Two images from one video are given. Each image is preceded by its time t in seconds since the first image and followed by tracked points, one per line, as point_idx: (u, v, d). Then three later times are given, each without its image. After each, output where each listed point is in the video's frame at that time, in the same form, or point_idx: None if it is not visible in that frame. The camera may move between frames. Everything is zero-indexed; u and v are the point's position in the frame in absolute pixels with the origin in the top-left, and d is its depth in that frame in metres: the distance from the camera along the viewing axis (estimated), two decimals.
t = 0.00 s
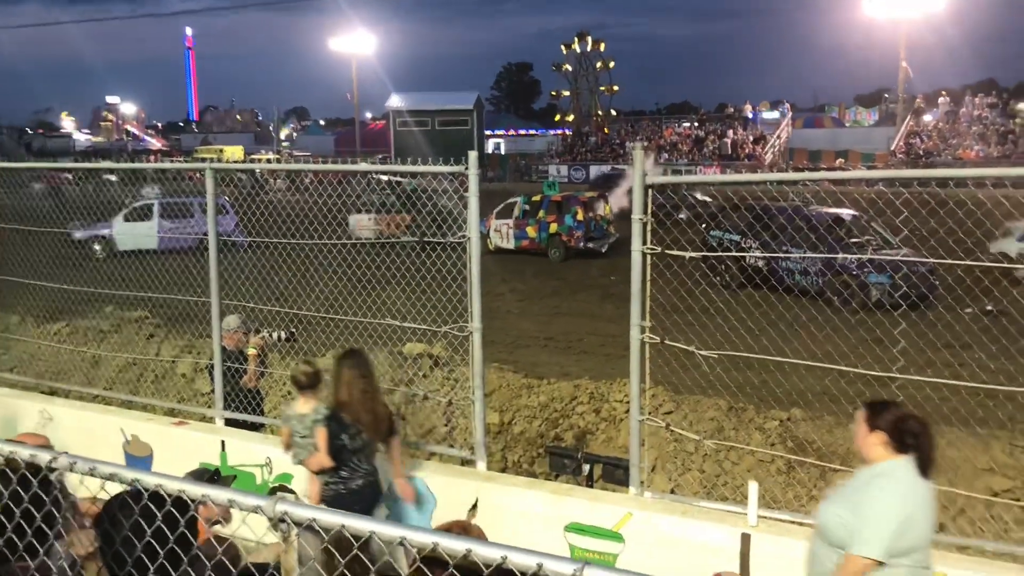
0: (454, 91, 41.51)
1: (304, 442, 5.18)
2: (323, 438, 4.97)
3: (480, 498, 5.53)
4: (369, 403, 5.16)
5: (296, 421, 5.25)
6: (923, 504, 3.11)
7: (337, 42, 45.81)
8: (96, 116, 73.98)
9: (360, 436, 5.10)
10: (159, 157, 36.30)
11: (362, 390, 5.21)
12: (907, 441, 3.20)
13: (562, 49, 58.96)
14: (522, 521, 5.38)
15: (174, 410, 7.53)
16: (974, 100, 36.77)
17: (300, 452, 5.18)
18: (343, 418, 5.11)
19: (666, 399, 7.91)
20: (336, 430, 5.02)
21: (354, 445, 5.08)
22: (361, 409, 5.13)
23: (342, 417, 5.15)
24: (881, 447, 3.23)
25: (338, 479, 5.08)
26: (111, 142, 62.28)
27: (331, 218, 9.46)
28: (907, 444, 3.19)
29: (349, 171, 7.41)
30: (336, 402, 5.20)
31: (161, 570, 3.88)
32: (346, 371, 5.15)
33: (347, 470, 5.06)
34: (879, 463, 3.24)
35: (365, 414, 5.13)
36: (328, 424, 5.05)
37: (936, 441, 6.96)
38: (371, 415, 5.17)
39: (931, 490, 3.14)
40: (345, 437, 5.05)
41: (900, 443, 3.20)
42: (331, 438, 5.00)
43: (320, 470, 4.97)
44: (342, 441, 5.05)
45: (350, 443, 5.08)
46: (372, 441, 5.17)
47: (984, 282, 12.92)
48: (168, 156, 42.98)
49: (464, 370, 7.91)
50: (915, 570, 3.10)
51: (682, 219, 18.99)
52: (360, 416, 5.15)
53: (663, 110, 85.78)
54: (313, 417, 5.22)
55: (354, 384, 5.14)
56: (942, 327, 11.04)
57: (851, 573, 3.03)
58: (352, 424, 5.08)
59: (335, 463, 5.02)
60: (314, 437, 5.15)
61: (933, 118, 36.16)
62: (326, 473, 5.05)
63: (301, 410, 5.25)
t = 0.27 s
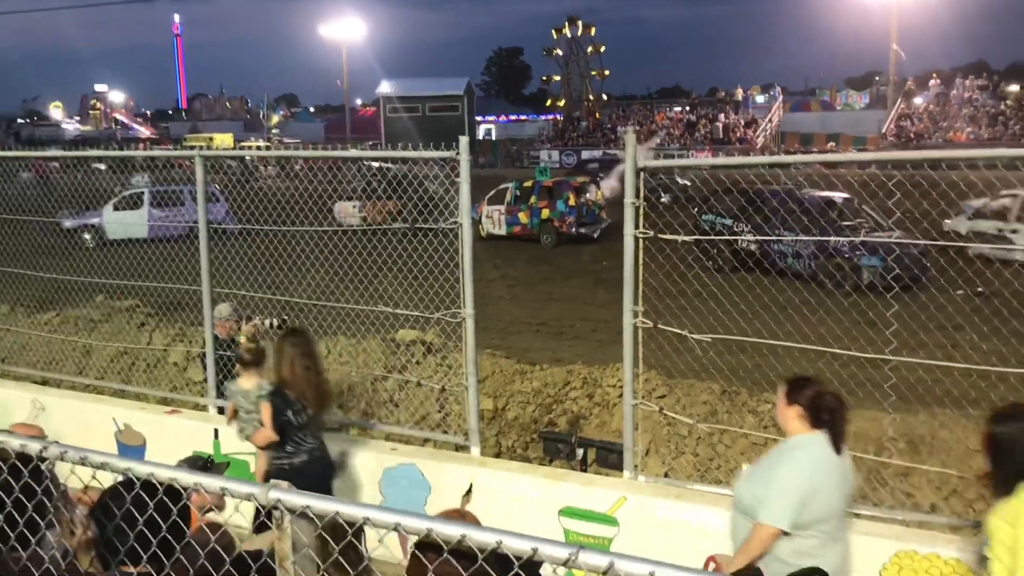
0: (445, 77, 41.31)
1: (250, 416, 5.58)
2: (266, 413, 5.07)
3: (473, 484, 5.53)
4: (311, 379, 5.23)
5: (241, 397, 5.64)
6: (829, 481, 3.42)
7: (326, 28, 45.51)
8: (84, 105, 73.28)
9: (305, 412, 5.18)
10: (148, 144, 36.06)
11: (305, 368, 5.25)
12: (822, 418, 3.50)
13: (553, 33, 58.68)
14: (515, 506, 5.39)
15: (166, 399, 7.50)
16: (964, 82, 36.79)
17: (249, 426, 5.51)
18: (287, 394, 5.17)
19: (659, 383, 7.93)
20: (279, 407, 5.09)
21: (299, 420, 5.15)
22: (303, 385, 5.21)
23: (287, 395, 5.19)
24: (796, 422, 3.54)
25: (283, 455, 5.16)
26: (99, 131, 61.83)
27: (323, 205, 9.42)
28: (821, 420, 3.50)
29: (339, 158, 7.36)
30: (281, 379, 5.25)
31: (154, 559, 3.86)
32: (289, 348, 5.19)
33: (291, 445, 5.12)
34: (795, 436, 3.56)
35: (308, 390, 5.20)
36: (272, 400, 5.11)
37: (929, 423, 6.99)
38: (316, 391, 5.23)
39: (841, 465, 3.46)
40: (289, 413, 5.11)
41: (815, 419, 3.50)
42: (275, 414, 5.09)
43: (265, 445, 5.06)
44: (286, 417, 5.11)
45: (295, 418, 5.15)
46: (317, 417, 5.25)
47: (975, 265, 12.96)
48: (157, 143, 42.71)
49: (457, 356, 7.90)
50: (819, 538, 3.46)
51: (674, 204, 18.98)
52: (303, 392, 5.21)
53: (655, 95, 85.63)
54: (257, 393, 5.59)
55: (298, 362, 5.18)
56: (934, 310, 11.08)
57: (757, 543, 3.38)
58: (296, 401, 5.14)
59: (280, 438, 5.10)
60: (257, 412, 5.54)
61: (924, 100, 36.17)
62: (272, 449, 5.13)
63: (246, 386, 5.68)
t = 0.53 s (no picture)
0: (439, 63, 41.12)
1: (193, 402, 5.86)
2: (208, 398, 5.25)
3: (471, 470, 5.54)
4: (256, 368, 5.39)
5: (184, 384, 5.89)
6: (767, 441, 3.57)
7: (319, 15, 45.23)
8: (76, 94, 72.85)
9: (246, 399, 5.36)
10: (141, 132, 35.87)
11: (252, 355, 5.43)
12: (751, 386, 3.65)
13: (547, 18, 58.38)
14: (514, 492, 5.41)
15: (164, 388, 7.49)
16: (959, 64, 36.73)
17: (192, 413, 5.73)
18: (229, 382, 5.36)
19: (655, 368, 7.94)
20: (220, 394, 5.27)
21: (240, 407, 5.33)
22: (245, 374, 5.38)
23: (229, 382, 5.39)
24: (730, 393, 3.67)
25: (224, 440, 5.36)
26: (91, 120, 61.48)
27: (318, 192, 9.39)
28: (751, 388, 3.65)
29: (334, 145, 7.33)
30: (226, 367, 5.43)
31: (154, 549, 3.86)
32: (234, 336, 5.39)
33: (232, 431, 5.32)
34: (726, 406, 3.68)
35: (250, 379, 5.37)
36: (214, 388, 5.30)
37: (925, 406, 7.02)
38: (259, 380, 5.40)
39: (775, 427, 3.61)
40: (231, 400, 5.31)
41: (745, 387, 3.65)
42: (216, 402, 5.27)
43: (207, 431, 5.28)
44: (228, 404, 5.29)
45: (237, 405, 5.33)
46: (259, 404, 5.44)
47: (971, 247, 12.98)
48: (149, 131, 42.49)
49: (455, 343, 7.88)
50: (760, 497, 3.61)
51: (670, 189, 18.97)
52: (245, 380, 5.38)
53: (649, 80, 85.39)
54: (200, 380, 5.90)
55: (243, 350, 5.37)
56: (930, 292, 11.10)
57: (719, 513, 3.43)
58: (238, 388, 5.32)
59: (221, 425, 5.30)
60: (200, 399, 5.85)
61: (919, 83, 36.11)
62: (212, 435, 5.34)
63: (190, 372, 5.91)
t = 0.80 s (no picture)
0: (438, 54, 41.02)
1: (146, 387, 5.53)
2: (162, 381, 5.09)
3: (475, 461, 5.55)
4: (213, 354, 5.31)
5: (138, 368, 5.55)
6: (699, 431, 3.64)
7: (318, 7, 45.12)
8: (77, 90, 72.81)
9: (200, 384, 5.27)
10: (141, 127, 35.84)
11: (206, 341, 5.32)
12: (679, 377, 3.73)
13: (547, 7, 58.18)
14: (518, 483, 5.42)
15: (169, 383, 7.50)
16: (961, 49, 36.59)
17: (145, 396, 5.51)
18: (183, 366, 5.22)
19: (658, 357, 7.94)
20: (174, 377, 5.16)
21: (195, 392, 5.23)
22: (200, 359, 5.27)
23: (183, 367, 5.25)
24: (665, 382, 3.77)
25: (178, 424, 5.24)
26: (92, 116, 61.45)
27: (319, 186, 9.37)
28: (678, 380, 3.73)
29: (334, 138, 7.30)
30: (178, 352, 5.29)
31: (158, 545, 3.86)
32: (188, 322, 5.26)
33: (188, 416, 5.22)
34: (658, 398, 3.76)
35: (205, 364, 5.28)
36: (168, 370, 5.16)
37: (928, 392, 7.02)
38: (212, 365, 5.32)
39: (703, 416, 3.69)
40: (185, 385, 5.19)
41: (672, 379, 3.73)
42: (170, 385, 5.14)
43: (160, 415, 5.12)
44: (182, 388, 5.19)
45: (191, 390, 5.23)
46: (214, 389, 5.34)
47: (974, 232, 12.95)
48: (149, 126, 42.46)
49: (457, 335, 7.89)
50: (693, 485, 3.68)
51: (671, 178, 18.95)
52: (200, 365, 5.28)
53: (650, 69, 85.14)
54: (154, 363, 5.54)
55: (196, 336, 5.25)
56: (933, 279, 11.08)
57: (649, 502, 3.50)
58: (192, 373, 5.21)
59: (176, 409, 5.19)
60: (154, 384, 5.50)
61: (920, 68, 35.98)
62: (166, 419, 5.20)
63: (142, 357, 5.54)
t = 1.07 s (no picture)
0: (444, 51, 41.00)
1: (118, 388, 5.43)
2: (133, 380, 5.22)
3: (487, 459, 5.56)
4: (182, 353, 5.45)
5: (109, 368, 5.42)
6: (631, 414, 3.90)
7: (324, 6, 45.15)
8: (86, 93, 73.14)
9: (171, 381, 5.41)
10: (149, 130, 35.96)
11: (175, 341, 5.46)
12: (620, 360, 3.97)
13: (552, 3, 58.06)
14: (530, 479, 5.43)
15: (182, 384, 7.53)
16: (969, 39, 36.34)
17: (119, 397, 5.41)
18: (154, 365, 5.36)
19: (667, 352, 7.93)
20: (147, 377, 5.30)
21: (166, 390, 5.38)
22: (171, 358, 5.40)
23: (154, 365, 5.39)
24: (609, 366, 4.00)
25: (153, 422, 5.40)
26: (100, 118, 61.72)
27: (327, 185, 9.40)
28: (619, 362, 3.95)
29: (342, 138, 7.32)
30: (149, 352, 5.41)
31: (173, 546, 3.88)
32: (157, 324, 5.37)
33: (161, 412, 5.38)
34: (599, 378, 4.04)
35: (175, 362, 5.42)
36: (140, 370, 5.30)
37: (939, 384, 7.00)
38: (181, 362, 5.45)
39: (637, 399, 3.93)
40: (156, 383, 5.34)
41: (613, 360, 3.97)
42: (142, 384, 5.28)
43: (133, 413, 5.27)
44: (154, 386, 5.34)
45: (162, 388, 5.38)
46: (184, 386, 5.47)
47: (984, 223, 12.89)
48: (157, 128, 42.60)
49: (467, 333, 7.91)
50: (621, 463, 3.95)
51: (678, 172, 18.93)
52: (171, 363, 5.41)
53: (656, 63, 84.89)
54: (126, 364, 5.39)
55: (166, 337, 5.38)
56: (943, 270, 11.03)
57: (561, 470, 3.85)
58: (163, 372, 5.35)
59: (148, 407, 5.34)
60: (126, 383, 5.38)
61: (929, 58, 35.75)
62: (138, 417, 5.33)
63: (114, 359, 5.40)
